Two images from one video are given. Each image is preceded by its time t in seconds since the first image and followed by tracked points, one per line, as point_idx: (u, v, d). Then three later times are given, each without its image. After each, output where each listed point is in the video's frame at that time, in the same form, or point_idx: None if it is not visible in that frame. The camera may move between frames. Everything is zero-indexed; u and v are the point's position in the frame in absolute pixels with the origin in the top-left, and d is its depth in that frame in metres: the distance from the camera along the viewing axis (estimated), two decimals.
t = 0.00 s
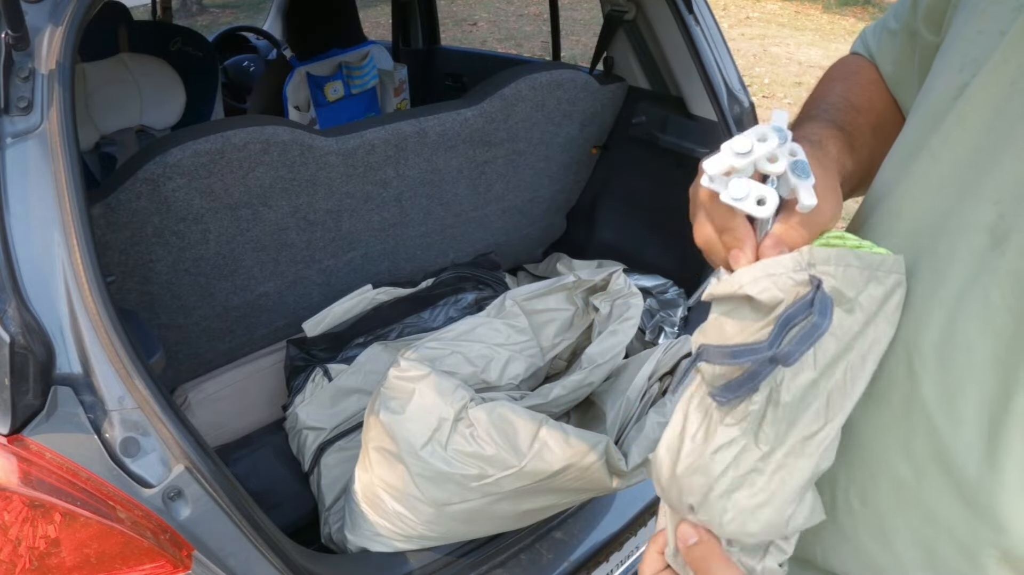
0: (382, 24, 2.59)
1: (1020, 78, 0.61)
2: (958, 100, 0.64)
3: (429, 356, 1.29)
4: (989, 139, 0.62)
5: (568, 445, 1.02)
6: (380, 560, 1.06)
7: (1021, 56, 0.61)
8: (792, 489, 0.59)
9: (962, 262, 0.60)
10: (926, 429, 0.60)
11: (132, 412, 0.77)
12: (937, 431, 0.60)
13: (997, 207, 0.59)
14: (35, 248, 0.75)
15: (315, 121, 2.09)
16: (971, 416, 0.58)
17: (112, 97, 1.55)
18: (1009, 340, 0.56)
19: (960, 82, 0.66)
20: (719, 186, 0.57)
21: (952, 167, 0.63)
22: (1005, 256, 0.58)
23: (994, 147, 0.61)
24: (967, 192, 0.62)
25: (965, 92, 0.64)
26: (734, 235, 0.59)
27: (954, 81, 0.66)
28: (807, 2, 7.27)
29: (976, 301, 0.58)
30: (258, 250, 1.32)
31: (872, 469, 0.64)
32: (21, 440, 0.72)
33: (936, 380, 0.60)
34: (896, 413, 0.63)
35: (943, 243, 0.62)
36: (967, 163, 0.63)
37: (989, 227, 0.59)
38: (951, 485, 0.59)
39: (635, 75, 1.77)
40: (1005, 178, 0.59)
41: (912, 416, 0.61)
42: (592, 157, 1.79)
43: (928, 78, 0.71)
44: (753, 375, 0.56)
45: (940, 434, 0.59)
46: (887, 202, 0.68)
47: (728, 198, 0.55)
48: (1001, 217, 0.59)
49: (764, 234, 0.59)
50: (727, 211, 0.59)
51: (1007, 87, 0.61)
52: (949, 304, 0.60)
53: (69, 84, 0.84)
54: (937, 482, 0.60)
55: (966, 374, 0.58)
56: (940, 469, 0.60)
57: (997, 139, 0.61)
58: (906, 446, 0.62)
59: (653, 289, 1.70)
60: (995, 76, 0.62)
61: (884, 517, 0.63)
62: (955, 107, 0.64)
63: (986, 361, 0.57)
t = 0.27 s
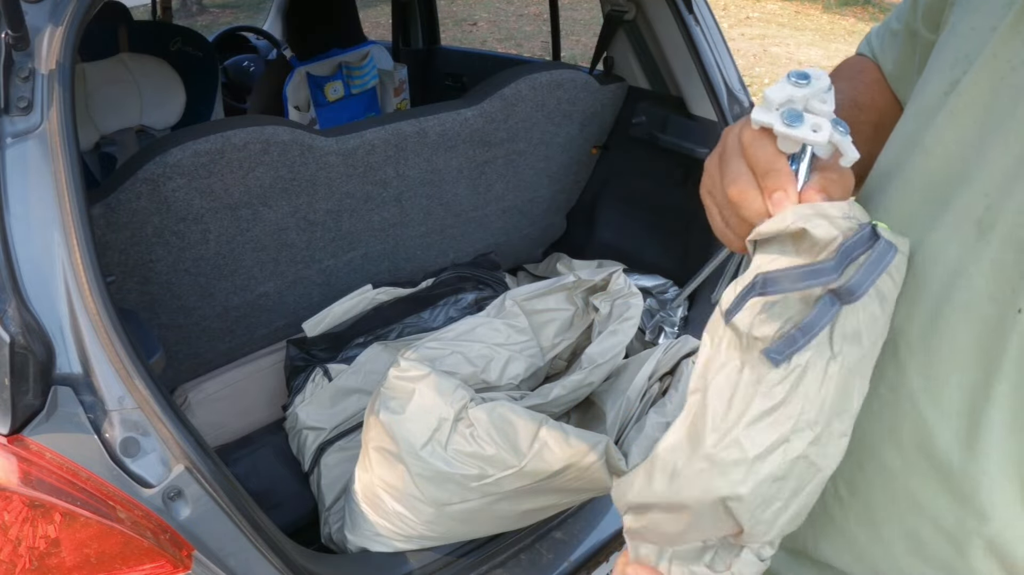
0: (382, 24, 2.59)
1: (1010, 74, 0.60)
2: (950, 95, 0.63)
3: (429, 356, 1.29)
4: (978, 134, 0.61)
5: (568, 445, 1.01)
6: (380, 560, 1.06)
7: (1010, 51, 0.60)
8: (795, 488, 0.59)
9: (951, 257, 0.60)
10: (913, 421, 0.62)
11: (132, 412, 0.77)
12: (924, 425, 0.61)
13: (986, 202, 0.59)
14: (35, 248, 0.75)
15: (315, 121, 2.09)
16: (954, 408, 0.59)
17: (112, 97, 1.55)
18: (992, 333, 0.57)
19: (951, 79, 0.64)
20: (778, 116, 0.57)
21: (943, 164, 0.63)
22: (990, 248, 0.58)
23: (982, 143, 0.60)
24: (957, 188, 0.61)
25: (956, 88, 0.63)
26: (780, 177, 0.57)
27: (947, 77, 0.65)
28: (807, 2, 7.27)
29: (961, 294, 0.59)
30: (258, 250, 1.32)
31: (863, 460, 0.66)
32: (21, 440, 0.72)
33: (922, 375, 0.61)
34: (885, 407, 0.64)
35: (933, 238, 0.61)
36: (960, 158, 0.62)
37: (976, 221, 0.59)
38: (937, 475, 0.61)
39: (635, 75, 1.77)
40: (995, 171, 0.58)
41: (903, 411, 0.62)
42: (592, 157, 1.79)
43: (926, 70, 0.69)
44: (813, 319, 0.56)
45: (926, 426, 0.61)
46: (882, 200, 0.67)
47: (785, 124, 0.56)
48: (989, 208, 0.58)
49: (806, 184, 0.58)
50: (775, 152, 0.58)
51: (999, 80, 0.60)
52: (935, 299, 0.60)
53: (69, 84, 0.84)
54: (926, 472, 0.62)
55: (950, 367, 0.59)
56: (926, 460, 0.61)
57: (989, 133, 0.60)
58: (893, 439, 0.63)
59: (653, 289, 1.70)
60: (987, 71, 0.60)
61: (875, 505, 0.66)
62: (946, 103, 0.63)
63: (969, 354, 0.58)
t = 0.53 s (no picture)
0: (382, 23, 2.59)
1: (998, 73, 0.60)
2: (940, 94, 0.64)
3: (429, 356, 1.29)
4: (967, 131, 0.62)
5: (568, 445, 1.02)
6: (380, 560, 1.06)
7: (999, 49, 0.60)
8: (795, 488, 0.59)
9: (940, 253, 0.61)
10: (902, 414, 0.62)
11: (132, 412, 0.77)
12: (913, 418, 0.61)
13: (974, 198, 0.59)
14: (35, 248, 0.75)
15: (315, 120, 2.08)
16: (943, 403, 0.59)
17: (112, 97, 1.55)
18: (978, 327, 0.57)
19: (942, 78, 0.65)
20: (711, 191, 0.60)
21: (935, 162, 0.64)
22: (976, 241, 0.57)
23: (972, 140, 0.60)
24: (946, 184, 0.62)
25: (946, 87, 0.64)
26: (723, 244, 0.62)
27: (938, 76, 0.66)
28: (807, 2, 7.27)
29: (949, 288, 0.59)
30: (258, 250, 1.32)
31: (854, 456, 0.66)
32: (21, 440, 0.72)
33: (911, 368, 0.61)
34: (875, 400, 0.64)
35: (924, 235, 0.63)
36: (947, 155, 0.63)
37: (965, 217, 0.59)
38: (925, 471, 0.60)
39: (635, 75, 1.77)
40: (983, 168, 0.58)
41: (892, 405, 0.62)
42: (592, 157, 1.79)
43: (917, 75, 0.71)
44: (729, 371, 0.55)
45: (914, 420, 0.61)
46: (877, 196, 0.69)
47: (716, 201, 0.59)
48: (976, 205, 0.58)
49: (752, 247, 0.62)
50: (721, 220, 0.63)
51: (987, 79, 0.60)
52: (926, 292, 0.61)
53: (69, 84, 0.84)
54: (914, 467, 0.61)
55: (939, 361, 0.59)
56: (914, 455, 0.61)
57: (976, 131, 0.60)
58: (883, 433, 0.63)
59: (653, 289, 1.70)
60: (976, 70, 0.61)
61: (865, 501, 0.65)
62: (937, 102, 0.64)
63: (957, 348, 0.58)
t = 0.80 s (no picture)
0: (381, 24, 2.58)
1: (990, 69, 0.60)
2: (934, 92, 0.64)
3: (429, 356, 1.29)
4: (960, 128, 0.61)
5: (568, 445, 1.02)
6: (380, 560, 1.06)
7: (991, 45, 0.60)
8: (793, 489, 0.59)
9: (933, 252, 0.61)
10: (898, 414, 0.62)
11: (132, 412, 0.77)
12: (912, 419, 0.61)
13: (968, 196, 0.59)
14: (35, 248, 0.75)
15: (315, 121, 2.09)
16: (942, 403, 0.59)
17: (112, 97, 1.55)
18: (975, 326, 0.58)
19: (934, 76, 0.65)
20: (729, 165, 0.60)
21: (927, 158, 0.63)
22: (971, 242, 0.58)
23: (968, 140, 0.61)
24: (940, 182, 0.62)
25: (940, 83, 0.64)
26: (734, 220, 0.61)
27: (930, 73, 0.66)
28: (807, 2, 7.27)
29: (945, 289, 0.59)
30: (258, 250, 1.32)
31: (855, 458, 0.66)
32: (21, 440, 0.72)
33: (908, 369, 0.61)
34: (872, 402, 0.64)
35: (920, 234, 0.62)
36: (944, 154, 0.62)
37: (959, 216, 0.60)
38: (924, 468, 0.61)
39: (634, 74, 1.77)
40: (976, 166, 0.59)
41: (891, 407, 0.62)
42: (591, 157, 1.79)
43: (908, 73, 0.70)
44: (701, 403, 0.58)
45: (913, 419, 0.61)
46: (871, 194, 0.68)
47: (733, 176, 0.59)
48: (967, 205, 0.59)
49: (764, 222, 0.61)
50: (732, 196, 0.62)
51: (980, 75, 0.60)
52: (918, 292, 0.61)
53: (69, 84, 0.84)
54: (914, 466, 0.61)
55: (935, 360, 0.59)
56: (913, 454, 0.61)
57: (969, 128, 0.60)
58: (881, 434, 0.63)
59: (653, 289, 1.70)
60: (967, 67, 0.61)
61: (866, 502, 0.65)
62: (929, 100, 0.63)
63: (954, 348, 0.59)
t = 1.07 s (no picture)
0: (381, 23, 2.58)
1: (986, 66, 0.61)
2: (931, 92, 0.65)
3: (429, 356, 1.29)
4: (957, 126, 0.62)
5: (568, 445, 1.01)
6: (380, 560, 1.06)
7: (985, 46, 0.61)
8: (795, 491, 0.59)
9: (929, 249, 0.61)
10: (897, 411, 0.62)
11: (132, 412, 0.77)
12: (911, 417, 0.61)
13: (967, 192, 0.60)
14: (35, 248, 0.75)
15: (315, 120, 2.09)
16: (940, 400, 0.59)
17: (112, 97, 1.55)
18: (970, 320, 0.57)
19: (931, 74, 0.66)
20: (808, 124, 0.60)
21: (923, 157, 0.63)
22: (970, 239, 0.59)
23: (964, 136, 0.61)
24: (935, 179, 0.62)
25: (937, 81, 0.65)
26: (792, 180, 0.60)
27: (926, 72, 0.67)
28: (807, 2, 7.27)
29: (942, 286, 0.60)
30: (258, 250, 1.32)
31: (857, 459, 0.66)
32: (21, 440, 0.72)
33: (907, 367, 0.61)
34: (874, 402, 0.65)
35: (918, 231, 0.62)
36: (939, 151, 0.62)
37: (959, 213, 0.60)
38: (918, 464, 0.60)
39: (634, 75, 1.78)
40: (974, 163, 0.60)
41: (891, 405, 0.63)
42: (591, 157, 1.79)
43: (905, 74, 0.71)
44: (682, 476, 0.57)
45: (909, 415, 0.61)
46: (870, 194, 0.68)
47: (813, 134, 0.59)
48: (970, 202, 0.59)
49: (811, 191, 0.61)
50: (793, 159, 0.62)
51: (977, 74, 0.61)
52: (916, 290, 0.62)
53: (69, 84, 0.84)
54: (911, 464, 0.61)
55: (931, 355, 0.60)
56: (908, 450, 0.61)
57: (964, 124, 0.61)
58: (878, 431, 0.64)
59: (653, 289, 1.70)
60: (964, 66, 0.62)
61: (865, 500, 0.65)
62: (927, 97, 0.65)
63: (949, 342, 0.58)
